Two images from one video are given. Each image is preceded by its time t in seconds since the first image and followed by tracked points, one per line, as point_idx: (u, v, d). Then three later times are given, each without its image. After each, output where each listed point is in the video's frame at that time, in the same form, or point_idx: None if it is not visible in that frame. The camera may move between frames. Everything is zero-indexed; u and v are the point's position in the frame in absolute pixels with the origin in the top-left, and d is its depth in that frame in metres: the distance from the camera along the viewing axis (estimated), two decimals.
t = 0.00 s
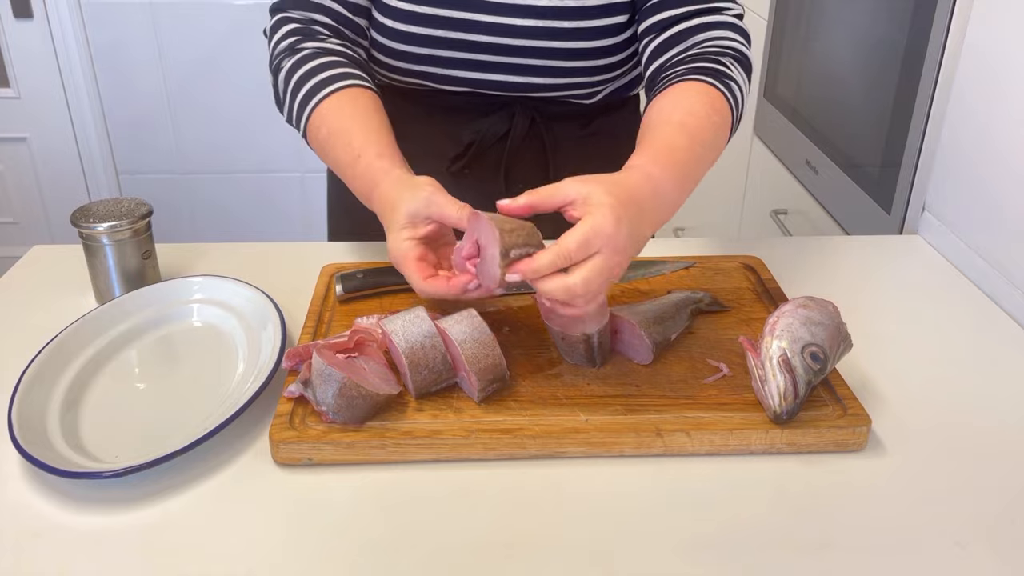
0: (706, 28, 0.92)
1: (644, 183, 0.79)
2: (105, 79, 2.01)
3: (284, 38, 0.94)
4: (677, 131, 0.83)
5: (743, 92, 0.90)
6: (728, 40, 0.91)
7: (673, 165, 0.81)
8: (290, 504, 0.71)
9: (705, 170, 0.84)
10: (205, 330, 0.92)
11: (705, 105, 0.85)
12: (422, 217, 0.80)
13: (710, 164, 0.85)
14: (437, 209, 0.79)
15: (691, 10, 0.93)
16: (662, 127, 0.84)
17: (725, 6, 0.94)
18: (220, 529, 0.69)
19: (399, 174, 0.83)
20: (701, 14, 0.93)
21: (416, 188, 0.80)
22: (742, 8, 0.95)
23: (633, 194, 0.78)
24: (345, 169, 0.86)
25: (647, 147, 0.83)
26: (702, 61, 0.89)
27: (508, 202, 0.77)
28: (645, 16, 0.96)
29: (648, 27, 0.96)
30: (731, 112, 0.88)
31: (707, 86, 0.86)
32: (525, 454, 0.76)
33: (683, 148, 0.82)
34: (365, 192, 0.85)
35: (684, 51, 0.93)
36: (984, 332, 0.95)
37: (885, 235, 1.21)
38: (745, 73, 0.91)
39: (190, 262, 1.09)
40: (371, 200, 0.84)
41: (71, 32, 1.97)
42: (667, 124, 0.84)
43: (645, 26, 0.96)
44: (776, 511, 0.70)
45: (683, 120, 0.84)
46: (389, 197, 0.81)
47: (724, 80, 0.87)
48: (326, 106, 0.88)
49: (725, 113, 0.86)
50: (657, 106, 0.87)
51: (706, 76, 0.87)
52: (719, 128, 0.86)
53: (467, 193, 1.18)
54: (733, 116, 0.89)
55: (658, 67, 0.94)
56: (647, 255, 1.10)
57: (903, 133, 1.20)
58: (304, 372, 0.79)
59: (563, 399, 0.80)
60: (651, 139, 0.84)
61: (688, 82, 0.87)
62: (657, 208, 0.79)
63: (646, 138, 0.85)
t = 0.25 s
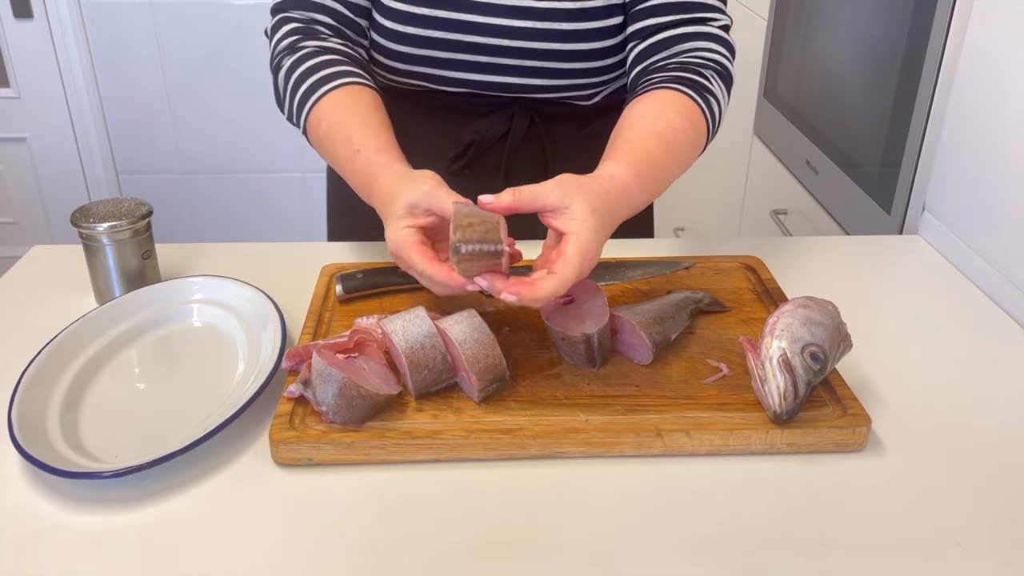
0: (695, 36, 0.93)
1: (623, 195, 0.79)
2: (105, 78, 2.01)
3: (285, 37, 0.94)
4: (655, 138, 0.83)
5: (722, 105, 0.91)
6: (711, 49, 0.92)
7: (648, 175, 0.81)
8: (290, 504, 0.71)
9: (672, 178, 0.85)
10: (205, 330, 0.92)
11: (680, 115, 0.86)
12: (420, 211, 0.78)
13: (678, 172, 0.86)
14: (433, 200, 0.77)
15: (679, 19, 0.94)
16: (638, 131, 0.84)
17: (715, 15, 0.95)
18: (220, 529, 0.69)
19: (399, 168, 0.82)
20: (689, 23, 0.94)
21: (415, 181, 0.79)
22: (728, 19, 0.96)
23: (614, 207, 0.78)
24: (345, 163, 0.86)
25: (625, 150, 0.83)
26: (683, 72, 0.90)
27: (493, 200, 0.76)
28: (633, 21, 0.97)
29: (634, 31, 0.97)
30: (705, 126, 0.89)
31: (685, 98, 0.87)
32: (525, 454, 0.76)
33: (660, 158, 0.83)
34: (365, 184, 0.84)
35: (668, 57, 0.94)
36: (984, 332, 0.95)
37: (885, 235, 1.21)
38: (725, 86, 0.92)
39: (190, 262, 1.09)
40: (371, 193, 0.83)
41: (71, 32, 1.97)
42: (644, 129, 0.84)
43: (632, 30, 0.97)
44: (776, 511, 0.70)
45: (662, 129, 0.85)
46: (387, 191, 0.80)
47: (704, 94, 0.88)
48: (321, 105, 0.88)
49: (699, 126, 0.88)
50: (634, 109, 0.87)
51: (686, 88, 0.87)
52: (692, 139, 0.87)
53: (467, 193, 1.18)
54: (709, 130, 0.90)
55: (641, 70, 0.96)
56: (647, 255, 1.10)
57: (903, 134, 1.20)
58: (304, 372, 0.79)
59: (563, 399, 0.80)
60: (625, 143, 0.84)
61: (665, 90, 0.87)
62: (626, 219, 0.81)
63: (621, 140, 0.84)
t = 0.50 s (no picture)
0: (684, 30, 0.93)
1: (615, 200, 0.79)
2: (105, 78, 2.01)
3: (288, 30, 0.95)
4: (647, 142, 0.83)
5: (713, 104, 0.91)
6: (699, 44, 0.92)
7: (640, 180, 0.81)
8: (290, 504, 0.71)
9: (666, 180, 0.85)
10: (205, 330, 0.92)
11: (674, 117, 0.86)
12: (417, 204, 0.78)
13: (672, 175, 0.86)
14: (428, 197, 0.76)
15: (667, 12, 0.93)
16: (631, 135, 0.84)
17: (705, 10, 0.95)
18: (220, 529, 0.69)
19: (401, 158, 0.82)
20: (677, 17, 0.94)
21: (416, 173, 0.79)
22: (717, 16, 0.96)
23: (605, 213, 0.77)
24: (345, 151, 0.85)
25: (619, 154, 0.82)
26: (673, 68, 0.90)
27: (486, 208, 0.76)
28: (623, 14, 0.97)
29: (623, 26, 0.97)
30: (697, 125, 0.89)
31: (676, 97, 0.87)
32: (525, 454, 0.76)
33: (653, 163, 0.82)
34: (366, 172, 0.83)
35: (656, 52, 0.93)
36: (984, 332, 0.95)
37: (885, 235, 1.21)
38: (715, 83, 0.92)
39: (190, 262, 1.09)
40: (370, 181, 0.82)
41: (71, 32, 1.97)
42: (638, 133, 0.84)
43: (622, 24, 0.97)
44: (776, 511, 0.70)
45: (655, 133, 0.84)
46: (387, 179, 0.80)
47: (696, 93, 0.89)
48: (321, 96, 0.88)
49: (690, 125, 0.87)
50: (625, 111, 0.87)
51: (677, 87, 0.88)
52: (684, 140, 0.86)
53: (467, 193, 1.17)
54: (700, 129, 0.90)
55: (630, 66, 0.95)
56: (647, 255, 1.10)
57: (903, 134, 1.20)
58: (304, 372, 0.79)
59: (563, 399, 0.80)
60: (619, 146, 0.83)
61: (655, 89, 0.87)
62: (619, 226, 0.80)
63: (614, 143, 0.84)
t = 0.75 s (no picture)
0: (684, 27, 0.93)
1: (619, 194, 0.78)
2: (104, 78, 2.01)
3: (288, 24, 0.94)
4: (650, 136, 0.82)
5: (714, 98, 0.90)
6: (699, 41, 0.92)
7: (644, 173, 0.80)
8: (290, 504, 0.71)
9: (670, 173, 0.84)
10: (205, 330, 0.92)
11: (676, 112, 0.85)
12: (416, 196, 0.77)
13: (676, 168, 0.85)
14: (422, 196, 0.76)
15: (666, 8, 0.94)
16: (634, 130, 0.83)
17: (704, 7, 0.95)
18: (220, 529, 0.69)
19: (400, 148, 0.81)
20: (676, 13, 0.94)
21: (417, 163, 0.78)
22: (716, 12, 0.95)
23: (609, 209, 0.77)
24: (344, 142, 0.84)
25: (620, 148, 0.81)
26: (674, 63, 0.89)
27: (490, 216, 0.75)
28: (624, 11, 0.97)
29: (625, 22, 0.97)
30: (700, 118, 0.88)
31: (675, 90, 0.86)
32: (525, 454, 0.76)
33: (657, 157, 0.81)
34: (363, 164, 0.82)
35: (656, 48, 0.93)
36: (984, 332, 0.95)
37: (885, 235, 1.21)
38: (716, 77, 0.92)
39: (190, 262, 1.09)
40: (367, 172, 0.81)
41: (70, 32, 1.97)
42: (640, 128, 0.83)
43: (622, 20, 0.97)
44: (776, 511, 0.70)
45: (657, 127, 0.83)
46: (388, 167, 0.79)
47: (696, 85, 0.88)
48: (323, 89, 0.88)
49: (691, 117, 0.87)
50: (627, 108, 0.86)
51: (677, 81, 0.87)
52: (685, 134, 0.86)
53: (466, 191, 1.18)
54: (702, 123, 0.89)
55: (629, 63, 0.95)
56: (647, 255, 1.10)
57: (903, 134, 1.20)
58: (304, 372, 0.79)
59: (563, 399, 0.80)
60: (622, 141, 0.82)
61: (654, 84, 0.87)
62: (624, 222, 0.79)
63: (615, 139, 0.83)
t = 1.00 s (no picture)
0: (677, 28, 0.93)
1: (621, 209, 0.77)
2: (104, 78, 2.01)
3: (292, 19, 0.94)
4: (651, 152, 0.81)
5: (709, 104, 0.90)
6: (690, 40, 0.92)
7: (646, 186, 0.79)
8: (290, 504, 0.71)
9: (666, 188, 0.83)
10: (205, 330, 0.92)
11: (674, 124, 0.84)
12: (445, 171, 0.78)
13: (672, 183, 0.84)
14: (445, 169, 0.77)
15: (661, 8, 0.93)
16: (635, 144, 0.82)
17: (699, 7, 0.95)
18: (220, 529, 0.69)
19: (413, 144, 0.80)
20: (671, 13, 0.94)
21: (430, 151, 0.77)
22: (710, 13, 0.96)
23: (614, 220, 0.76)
24: (355, 130, 0.83)
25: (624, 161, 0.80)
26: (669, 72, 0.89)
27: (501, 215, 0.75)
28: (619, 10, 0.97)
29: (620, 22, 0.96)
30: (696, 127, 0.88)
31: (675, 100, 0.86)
32: (525, 454, 0.76)
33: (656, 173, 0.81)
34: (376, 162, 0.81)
35: (650, 49, 0.93)
36: (984, 331, 0.95)
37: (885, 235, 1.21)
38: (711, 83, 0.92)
39: (190, 262, 1.09)
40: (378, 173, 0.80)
41: (70, 32, 1.97)
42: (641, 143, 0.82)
43: (617, 19, 0.96)
44: (776, 511, 0.70)
45: (657, 141, 0.82)
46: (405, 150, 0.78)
47: (693, 94, 0.87)
48: (335, 84, 0.86)
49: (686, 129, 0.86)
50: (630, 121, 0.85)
51: (675, 88, 0.86)
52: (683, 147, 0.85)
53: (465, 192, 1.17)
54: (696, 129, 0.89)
55: (623, 66, 0.95)
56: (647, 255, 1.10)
57: (903, 134, 1.20)
58: (304, 372, 0.79)
59: (563, 399, 0.80)
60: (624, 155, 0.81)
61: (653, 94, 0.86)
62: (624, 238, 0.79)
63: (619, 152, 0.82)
